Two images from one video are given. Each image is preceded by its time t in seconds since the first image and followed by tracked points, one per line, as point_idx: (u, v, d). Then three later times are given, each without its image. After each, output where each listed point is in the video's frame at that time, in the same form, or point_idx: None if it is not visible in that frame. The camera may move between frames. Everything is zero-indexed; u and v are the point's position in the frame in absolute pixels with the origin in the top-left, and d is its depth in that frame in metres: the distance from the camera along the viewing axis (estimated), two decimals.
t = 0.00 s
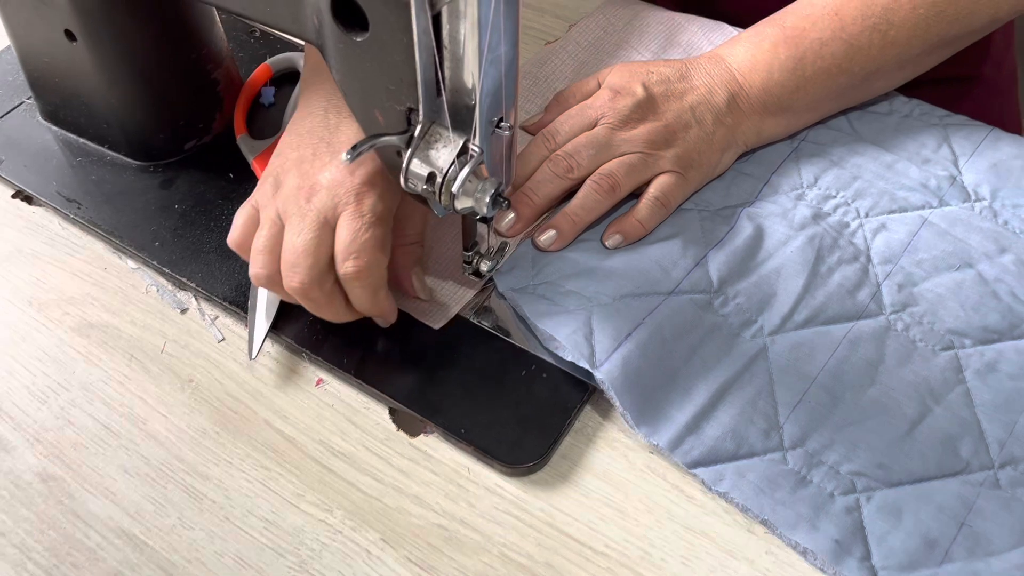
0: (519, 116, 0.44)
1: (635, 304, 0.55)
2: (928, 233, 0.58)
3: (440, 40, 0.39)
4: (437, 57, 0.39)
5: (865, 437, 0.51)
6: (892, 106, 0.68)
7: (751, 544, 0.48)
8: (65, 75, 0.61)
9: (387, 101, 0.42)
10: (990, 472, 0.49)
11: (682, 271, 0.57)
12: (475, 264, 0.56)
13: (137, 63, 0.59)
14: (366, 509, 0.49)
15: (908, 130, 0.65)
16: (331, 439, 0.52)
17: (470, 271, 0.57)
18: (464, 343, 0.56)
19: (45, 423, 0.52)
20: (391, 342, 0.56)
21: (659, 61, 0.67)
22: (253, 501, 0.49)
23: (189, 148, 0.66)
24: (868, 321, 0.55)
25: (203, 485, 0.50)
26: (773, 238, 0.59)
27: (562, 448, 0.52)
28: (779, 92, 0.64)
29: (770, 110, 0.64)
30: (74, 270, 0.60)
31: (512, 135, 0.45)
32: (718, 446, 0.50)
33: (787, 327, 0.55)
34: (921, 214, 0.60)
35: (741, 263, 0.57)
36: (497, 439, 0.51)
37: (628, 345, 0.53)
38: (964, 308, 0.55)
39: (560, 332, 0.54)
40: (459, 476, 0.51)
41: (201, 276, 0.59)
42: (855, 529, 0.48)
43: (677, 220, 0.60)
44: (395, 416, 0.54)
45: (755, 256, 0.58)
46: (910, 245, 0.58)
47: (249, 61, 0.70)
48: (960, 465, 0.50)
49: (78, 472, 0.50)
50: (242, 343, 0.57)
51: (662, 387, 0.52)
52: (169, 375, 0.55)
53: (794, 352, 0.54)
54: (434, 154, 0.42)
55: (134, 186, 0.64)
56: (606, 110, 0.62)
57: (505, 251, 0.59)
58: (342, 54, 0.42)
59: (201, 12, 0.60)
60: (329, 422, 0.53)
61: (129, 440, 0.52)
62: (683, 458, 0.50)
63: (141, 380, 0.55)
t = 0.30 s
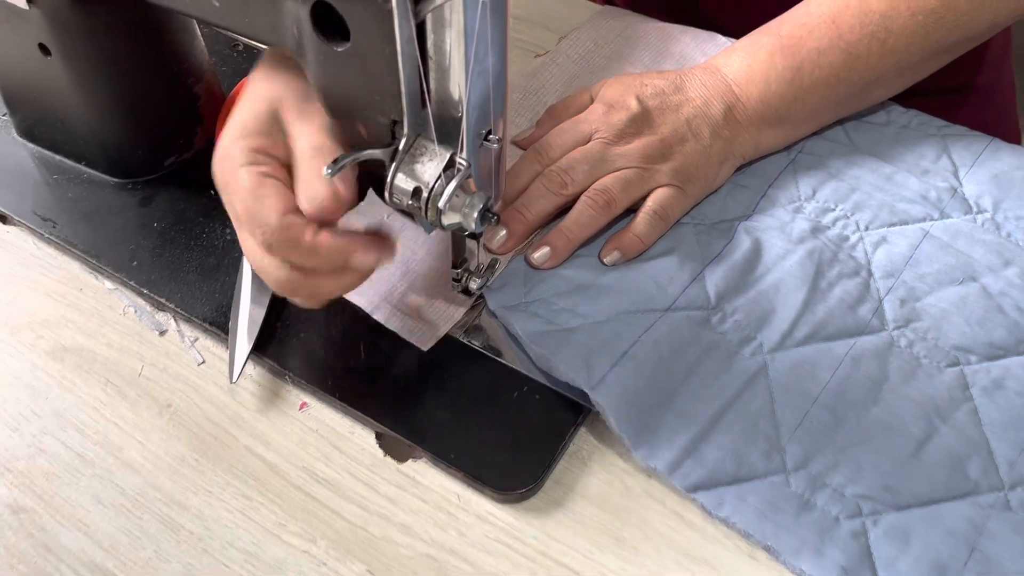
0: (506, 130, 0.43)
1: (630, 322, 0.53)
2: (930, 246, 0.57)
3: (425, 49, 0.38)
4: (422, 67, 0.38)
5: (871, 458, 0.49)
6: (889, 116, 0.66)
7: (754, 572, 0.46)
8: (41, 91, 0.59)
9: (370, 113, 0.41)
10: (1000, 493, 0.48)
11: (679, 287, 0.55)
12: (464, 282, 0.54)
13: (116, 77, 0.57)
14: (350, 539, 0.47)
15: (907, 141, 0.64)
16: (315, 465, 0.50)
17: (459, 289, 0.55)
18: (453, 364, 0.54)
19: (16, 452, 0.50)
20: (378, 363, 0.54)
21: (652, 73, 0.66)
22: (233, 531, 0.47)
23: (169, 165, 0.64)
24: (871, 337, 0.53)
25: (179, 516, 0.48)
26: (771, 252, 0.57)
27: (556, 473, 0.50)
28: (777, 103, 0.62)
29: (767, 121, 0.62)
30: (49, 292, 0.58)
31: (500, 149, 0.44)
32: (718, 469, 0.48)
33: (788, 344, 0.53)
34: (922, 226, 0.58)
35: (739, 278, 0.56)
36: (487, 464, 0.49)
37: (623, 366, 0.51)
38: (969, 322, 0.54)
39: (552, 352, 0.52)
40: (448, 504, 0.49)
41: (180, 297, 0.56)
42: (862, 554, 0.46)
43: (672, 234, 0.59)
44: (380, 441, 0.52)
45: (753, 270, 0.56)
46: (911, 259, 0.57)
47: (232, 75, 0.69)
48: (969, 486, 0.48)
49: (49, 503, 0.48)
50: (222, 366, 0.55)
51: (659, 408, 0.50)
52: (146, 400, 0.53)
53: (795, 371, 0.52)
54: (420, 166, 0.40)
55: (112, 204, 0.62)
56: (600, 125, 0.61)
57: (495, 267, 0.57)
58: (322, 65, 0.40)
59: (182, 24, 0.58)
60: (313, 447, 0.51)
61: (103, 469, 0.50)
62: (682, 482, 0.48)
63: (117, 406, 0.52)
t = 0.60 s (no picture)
0: (501, 146, 0.40)
1: (634, 349, 0.50)
2: (946, 266, 0.55)
3: (413, 60, 0.35)
4: (410, 80, 0.36)
5: (892, 491, 0.46)
6: (897, 131, 0.64)
7: None
8: (12, 112, 0.57)
9: (355, 129, 0.38)
10: None
11: (684, 311, 0.52)
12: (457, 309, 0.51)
13: (91, 96, 0.54)
14: None
15: (917, 157, 0.62)
16: (299, 505, 0.47)
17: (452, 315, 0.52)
18: (448, 396, 0.51)
19: None
20: (368, 395, 0.51)
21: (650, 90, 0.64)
22: None
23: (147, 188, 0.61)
24: (886, 362, 0.51)
25: (153, 563, 0.44)
26: (780, 273, 0.55)
27: (557, 511, 0.47)
28: (782, 119, 0.60)
29: (772, 137, 0.60)
30: (19, 322, 0.55)
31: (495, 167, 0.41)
32: (729, 505, 0.45)
33: (800, 369, 0.51)
34: (935, 245, 0.57)
35: (746, 301, 0.53)
36: (484, 503, 0.46)
37: (626, 395, 0.48)
38: (989, 345, 0.51)
39: (552, 381, 0.49)
40: (442, 546, 0.45)
41: (158, 326, 0.53)
42: None
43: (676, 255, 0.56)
44: (370, 479, 0.48)
45: (761, 292, 0.54)
46: (926, 279, 0.55)
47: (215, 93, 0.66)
48: (997, 521, 0.45)
49: (14, 550, 0.45)
50: (202, 399, 0.52)
51: (666, 440, 0.48)
52: (120, 437, 0.49)
53: (808, 399, 0.49)
54: (410, 186, 0.38)
55: (88, 229, 0.59)
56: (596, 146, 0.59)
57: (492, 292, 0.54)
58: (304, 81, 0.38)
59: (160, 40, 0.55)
60: (297, 486, 0.48)
61: (73, 512, 0.46)
62: (692, 520, 0.45)
63: (89, 443, 0.49)
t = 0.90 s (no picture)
0: (498, 136, 0.38)
1: (640, 351, 0.48)
2: (963, 263, 0.53)
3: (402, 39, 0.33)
4: (399, 61, 0.33)
5: (916, 498, 0.43)
6: (908, 125, 0.62)
7: None
8: None
9: (341, 114, 0.36)
10: None
11: (691, 312, 0.50)
12: (453, 321, 0.49)
13: (68, 93, 0.52)
14: None
15: (930, 151, 0.60)
16: (286, 520, 0.44)
17: (447, 329, 0.49)
18: (443, 402, 0.48)
19: None
20: (359, 403, 0.48)
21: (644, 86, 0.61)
22: None
23: (127, 189, 0.58)
24: (905, 363, 0.49)
25: None
26: (791, 273, 0.53)
27: (560, 524, 0.44)
28: (788, 111, 0.58)
29: (779, 131, 0.58)
30: None
31: (492, 158, 0.39)
32: (743, 516, 0.43)
33: (815, 371, 0.48)
34: (951, 242, 0.55)
35: (756, 301, 0.51)
36: (483, 516, 0.43)
37: (632, 401, 0.45)
38: (1011, 344, 0.49)
39: (554, 386, 0.46)
40: (437, 562, 0.43)
41: (137, 333, 0.51)
42: None
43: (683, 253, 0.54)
44: (361, 492, 0.45)
45: (771, 290, 0.52)
46: (943, 277, 0.53)
47: (198, 91, 0.64)
48: None
49: None
50: (182, 409, 0.49)
51: (675, 448, 0.45)
52: (96, 450, 0.47)
53: (823, 403, 0.47)
54: (400, 175, 0.35)
55: (64, 232, 0.56)
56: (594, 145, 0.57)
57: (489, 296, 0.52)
58: (287, 64, 0.35)
59: (139, 28, 0.53)
60: (284, 500, 0.45)
61: (43, 530, 0.43)
62: (705, 532, 0.42)
63: (63, 456, 0.46)
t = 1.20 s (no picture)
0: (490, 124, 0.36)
1: (642, 351, 0.46)
2: (974, 259, 0.52)
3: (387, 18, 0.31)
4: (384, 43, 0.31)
5: (932, 501, 0.41)
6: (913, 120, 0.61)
7: None
8: None
9: (325, 100, 0.34)
10: None
11: (694, 310, 0.48)
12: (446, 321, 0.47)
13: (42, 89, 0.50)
14: None
15: (935, 147, 0.59)
16: (271, 531, 0.42)
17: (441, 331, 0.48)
18: (436, 404, 0.46)
19: None
20: (348, 407, 0.45)
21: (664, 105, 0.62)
22: None
23: (108, 192, 0.56)
24: (916, 363, 0.47)
25: None
26: (796, 271, 0.51)
27: (558, 532, 0.42)
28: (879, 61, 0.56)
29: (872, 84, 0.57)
30: None
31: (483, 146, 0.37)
32: (752, 522, 0.41)
33: (823, 371, 0.46)
34: (962, 237, 0.53)
35: (761, 300, 0.49)
36: (478, 524, 0.41)
37: (633, 404, 0.43)
38: None
39: (551, 389, 0.44)
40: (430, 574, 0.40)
41: (116, 338, 0.48)
42: None
43: (685, 249, 0.51)
44: (350, 501, 0.43)
45: (776, 288, 0.50)
46: (954, 274, 0.51)
47: (182, 92, 0.62)
48: None
49: None
50: (162, 416, 0.46)
51: (679, 451, 0.43)
52: (72, 459, 0.44)
53: (833, 404, 0.45)
54: (386, 163, 0.33)
55: (40, 234, 0.54)
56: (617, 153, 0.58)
57: (484, 297, 0.49)
58: (266, 46, 0.33)
59: (117, 17, 0.51)
60: (268, 510, 0.43)
61: (13, 544, 0.41)
62: (712, 539, 0.40)
63: (36, 467, 0.44)
